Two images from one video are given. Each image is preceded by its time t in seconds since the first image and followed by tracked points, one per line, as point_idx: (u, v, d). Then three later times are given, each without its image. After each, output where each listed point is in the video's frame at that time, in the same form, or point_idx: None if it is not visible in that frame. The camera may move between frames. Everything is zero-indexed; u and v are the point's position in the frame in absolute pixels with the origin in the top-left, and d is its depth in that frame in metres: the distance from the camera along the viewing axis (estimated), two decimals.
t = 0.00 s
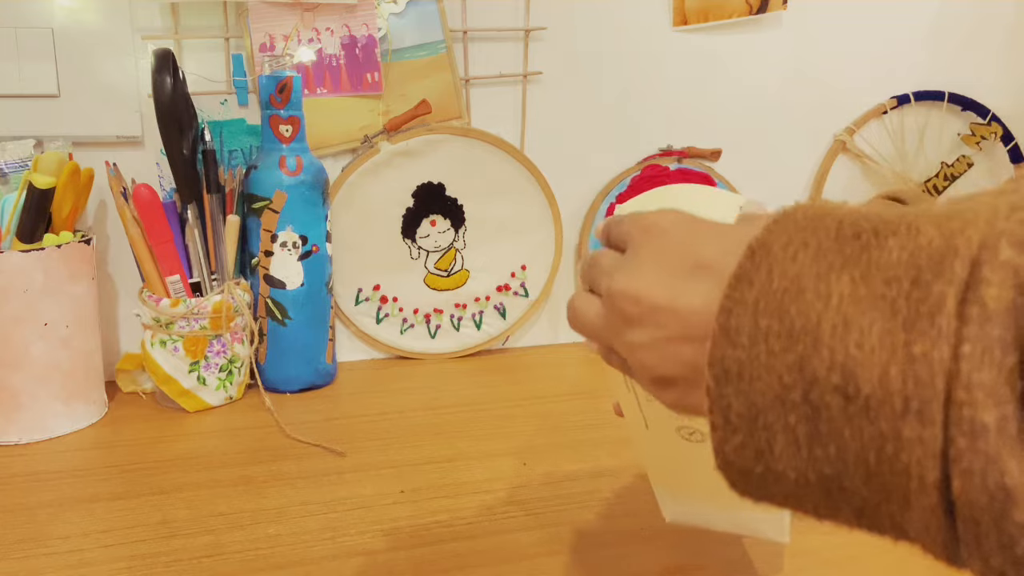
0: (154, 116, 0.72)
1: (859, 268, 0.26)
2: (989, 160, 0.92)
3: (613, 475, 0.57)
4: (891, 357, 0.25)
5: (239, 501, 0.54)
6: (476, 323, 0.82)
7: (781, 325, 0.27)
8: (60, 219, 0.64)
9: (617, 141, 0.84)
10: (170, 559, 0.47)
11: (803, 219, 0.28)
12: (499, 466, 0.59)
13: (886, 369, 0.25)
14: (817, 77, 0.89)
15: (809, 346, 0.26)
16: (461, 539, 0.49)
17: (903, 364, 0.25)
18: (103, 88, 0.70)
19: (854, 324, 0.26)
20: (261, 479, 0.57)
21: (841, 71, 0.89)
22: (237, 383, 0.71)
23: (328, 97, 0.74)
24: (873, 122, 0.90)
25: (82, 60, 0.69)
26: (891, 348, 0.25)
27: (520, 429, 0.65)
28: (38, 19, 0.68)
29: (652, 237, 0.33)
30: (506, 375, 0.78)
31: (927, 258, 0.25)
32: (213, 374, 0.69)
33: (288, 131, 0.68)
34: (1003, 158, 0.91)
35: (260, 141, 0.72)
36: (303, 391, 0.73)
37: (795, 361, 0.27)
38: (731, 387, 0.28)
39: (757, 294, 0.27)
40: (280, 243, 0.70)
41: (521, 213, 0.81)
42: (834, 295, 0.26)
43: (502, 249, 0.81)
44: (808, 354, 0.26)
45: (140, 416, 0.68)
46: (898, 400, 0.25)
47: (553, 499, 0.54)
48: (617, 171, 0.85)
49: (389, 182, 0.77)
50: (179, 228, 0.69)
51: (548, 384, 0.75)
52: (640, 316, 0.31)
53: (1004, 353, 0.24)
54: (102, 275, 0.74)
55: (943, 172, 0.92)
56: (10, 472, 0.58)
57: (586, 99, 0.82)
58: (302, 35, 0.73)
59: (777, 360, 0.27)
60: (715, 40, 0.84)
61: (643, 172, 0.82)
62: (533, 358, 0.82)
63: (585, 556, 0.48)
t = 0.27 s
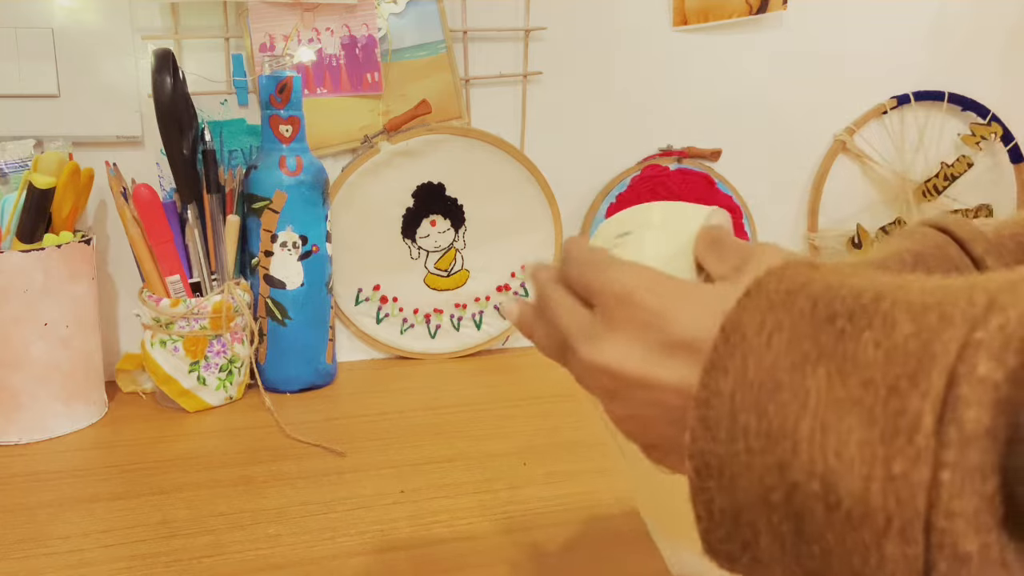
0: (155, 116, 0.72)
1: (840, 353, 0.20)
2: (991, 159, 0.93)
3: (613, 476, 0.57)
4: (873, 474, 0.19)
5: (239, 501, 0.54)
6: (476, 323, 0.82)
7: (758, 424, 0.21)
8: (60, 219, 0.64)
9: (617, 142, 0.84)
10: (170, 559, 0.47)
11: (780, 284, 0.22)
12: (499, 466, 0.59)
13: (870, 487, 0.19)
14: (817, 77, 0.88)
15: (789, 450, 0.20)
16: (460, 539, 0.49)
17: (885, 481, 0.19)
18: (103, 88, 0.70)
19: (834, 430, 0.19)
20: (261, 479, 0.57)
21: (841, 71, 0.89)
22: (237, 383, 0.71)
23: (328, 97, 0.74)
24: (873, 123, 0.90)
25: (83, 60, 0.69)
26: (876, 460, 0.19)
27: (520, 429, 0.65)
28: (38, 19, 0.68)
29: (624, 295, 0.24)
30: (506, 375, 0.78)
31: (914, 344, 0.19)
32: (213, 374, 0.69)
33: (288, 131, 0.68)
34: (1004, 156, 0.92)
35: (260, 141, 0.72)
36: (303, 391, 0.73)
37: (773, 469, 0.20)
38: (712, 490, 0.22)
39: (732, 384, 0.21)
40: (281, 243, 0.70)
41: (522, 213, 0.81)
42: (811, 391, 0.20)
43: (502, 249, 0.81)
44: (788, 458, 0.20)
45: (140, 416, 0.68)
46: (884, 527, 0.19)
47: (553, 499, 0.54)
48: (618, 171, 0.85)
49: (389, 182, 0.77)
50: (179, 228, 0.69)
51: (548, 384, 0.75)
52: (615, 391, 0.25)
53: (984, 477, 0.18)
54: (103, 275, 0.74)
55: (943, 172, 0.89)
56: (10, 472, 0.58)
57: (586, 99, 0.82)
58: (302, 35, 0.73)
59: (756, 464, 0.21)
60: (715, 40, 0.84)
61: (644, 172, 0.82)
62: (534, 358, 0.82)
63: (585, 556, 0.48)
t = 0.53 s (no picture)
0: (155, 116, 0.72)
1: (832, 439, 0.20)
2: (991, 158, 0.93)
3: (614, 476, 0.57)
4: (868, 570, 0.19)
5: (239, 502, 0.54)
6: (476, 323, 0.82)
7: (749, 506, 0.21)
8: (60, 219, 0.64)
9: (617, 142, 0.84)
10: (170, 559, 0.47)
11: (762, 349, 0.22)
12: (498, 466, 0.59)
13: None
14: (817, 77, 0.88)
15: (779, 537, 0.20)
16: (460, 539, 0.49)
17: None
18: (103, 88, 0.70)
19: (826, 521, 0.19)
20: (261, 479, 0.57)
21: (841, 71, 0.89)
22: (237, 383, 0.71)
23: (328, 98, 0.74)
24: (873, 123, 0.90)
25: (83, 59, 0.69)
26: (868, 554, 0.19)
27: (519, 429, 0.65)
28: (38, 19, 0.68)
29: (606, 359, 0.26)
30: (506, 375, 0.78)
31: (901, 432, 0.19)
32: (213, 374, 0.69)
33: (288, 131, 0.68)
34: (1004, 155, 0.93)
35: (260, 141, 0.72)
36: (303, 391, 0.73)
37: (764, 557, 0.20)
38: (705, 569, 0.21)
39: (720, 461, 0.21)
40: (280, 243, 0.70)
41: (522, 212, 0.80)
42: (799, 478, 0.20)
43: (502, 248, 0.81)
44: (779, 546, 0.20)
45: (140, 416, 0.68)
46: None
47: (552, 499, 0.54)
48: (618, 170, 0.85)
49: (389, 182, 0.77)
50: (179, 229, 0.69)
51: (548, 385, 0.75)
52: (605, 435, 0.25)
53: None
54: (103, 275, 0.74)
55: (943, 172, 0.89)
56: (10, 472, 0.58)
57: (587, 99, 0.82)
58: (302, 35, 0.73)
59: (747, 546, 0.21)
60: (715, 40, 0.84)
61: (644, 172, 0.82)
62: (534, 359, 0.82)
63: (585, 556, 0.48)
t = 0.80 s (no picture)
0: (154, 116, 0.72)
1: (868, 395, 0.18)
2: (991, 158, 0.93)
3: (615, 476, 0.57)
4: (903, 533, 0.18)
5: (239, 502, 0.54)
6: (476, 323, 0.81)
7: (773, 464, 0.19)
8: (60, 219, 0.64)
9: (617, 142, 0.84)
10: (170, 559, 0.47)
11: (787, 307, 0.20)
12: (499, 466, 0.59)
13: (896, 538, 0.18)
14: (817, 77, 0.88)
15: (806, 496, 0.18)
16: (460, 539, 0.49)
17: (914, 535, 0.18)
18: (103, 88, 0.70)
19: (857, 482, 0.18)
20: (261, 479, 0.57)
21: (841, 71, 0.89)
22: (237, 383, 0.71)
23: (328, 97, 0.74)
24: (873, 123, 0.90)
25: (83, 59, 0.69)
26: (908, 516, 0.18)
27: (520, 430, 0.65)
28: (38, 18, 0.68)
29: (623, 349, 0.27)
30: (506, 375, 0.78)
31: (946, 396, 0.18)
32: (213, 374, 0.69)
33: (288, 131, 0.68)
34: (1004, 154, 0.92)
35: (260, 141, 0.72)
36: (303, 391, 0.73)
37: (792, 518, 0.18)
38: (721, 534, 0.20)
39: (742, 421, 0.19)
40: (280, 243, 0.70)
41: (522, 212, 0.80)
42: (830, 435, 0.19)
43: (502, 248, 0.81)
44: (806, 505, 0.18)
45: (140, 416, 0.68)
46: None
47: (553, 499, 0.54)
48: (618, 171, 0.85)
49: (389, 182, 0.77)
50: (179, 229, 0.69)
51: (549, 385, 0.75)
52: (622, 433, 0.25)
53: None
54: (102, 275, 0.74)
55: (943, 172, 0.89)
56: (10, 472, 0.58)
57: (587, 99, 0.82)
58: (302, 34, 0.73)
59: (769, 505, 0.19)
60: (715, 40, 0.84)
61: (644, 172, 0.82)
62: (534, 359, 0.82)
63: (585, 556, 0.48)
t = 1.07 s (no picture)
0: (154, 116, 0.72)
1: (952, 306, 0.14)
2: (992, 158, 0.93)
3: (615, 476, 0.57)
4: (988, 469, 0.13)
5: (239, 502, 0.54)
6: (476, 324, 0.81)
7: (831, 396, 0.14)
8: (60, 219, 0.64)
9: (617, 142, 0.84)
10: (170, 559, 0.47)
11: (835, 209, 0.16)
12: (499, 466, 0.59)
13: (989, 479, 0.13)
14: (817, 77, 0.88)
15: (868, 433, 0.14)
16: (460, 540, 0.49)
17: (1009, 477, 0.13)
18: (104, 88, 0.70)
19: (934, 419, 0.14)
20: (261, 479, 0.57)
21: (841, 71, 0.89)
22: (237, 383, 0.71)
23: (328, 97, 0.74)
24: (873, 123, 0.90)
25: (83, 59, 0.69)
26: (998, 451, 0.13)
27: (519, 429, 0.65)
28: (38, 18, 0.68)
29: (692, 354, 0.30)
30: (506, 375, 0.77)
31: None
32: (212, 374, 0.69)
33: (288, 131, 0.68)
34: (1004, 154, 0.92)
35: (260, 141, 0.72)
36: (303, 391, 0.73)
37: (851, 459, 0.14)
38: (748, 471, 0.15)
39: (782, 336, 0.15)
40: (280, 243, 0.70)
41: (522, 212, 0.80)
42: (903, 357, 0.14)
43: (502, 248, 0.81)
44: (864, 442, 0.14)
45: (140, 416, 0.68)
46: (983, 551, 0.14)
47: (553, 499, 0.54)
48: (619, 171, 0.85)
49: (389, 182, 0.76)
50: (179, 229, 0.69)
51: (549, 385, 0.75)
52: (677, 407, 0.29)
53: None
54: (103, 275, 0.74)
55: (943, 172, 0.90)
56: (10, 473, 0.58)
57: (587, 99, 0.82)
58: (302, 34, 0.73)
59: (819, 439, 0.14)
60: (715, 40, 0.84)
61: (644, 172, 0.82)
62: (534, 359, 0.82)
63: (586, 556, 0.48)
